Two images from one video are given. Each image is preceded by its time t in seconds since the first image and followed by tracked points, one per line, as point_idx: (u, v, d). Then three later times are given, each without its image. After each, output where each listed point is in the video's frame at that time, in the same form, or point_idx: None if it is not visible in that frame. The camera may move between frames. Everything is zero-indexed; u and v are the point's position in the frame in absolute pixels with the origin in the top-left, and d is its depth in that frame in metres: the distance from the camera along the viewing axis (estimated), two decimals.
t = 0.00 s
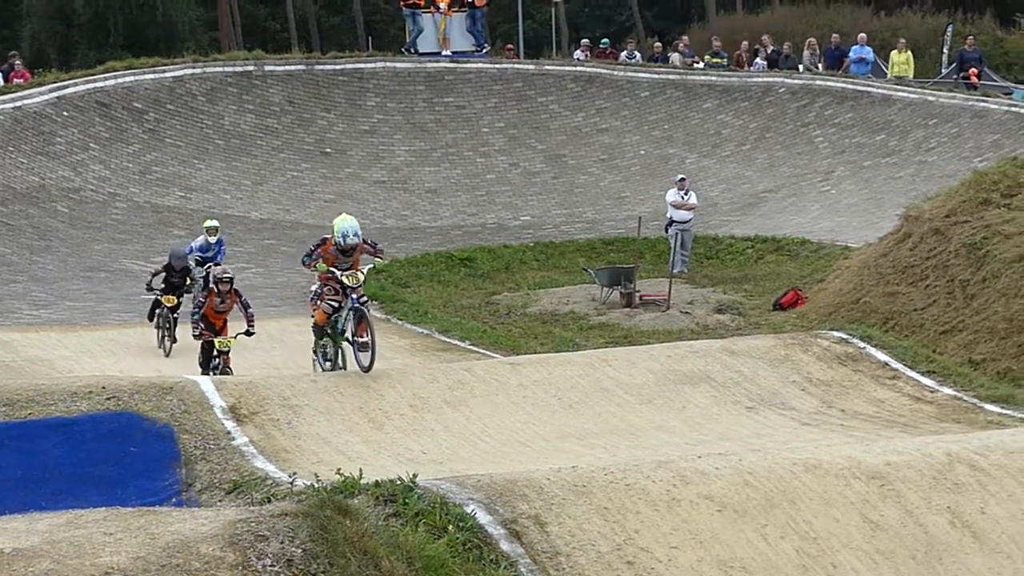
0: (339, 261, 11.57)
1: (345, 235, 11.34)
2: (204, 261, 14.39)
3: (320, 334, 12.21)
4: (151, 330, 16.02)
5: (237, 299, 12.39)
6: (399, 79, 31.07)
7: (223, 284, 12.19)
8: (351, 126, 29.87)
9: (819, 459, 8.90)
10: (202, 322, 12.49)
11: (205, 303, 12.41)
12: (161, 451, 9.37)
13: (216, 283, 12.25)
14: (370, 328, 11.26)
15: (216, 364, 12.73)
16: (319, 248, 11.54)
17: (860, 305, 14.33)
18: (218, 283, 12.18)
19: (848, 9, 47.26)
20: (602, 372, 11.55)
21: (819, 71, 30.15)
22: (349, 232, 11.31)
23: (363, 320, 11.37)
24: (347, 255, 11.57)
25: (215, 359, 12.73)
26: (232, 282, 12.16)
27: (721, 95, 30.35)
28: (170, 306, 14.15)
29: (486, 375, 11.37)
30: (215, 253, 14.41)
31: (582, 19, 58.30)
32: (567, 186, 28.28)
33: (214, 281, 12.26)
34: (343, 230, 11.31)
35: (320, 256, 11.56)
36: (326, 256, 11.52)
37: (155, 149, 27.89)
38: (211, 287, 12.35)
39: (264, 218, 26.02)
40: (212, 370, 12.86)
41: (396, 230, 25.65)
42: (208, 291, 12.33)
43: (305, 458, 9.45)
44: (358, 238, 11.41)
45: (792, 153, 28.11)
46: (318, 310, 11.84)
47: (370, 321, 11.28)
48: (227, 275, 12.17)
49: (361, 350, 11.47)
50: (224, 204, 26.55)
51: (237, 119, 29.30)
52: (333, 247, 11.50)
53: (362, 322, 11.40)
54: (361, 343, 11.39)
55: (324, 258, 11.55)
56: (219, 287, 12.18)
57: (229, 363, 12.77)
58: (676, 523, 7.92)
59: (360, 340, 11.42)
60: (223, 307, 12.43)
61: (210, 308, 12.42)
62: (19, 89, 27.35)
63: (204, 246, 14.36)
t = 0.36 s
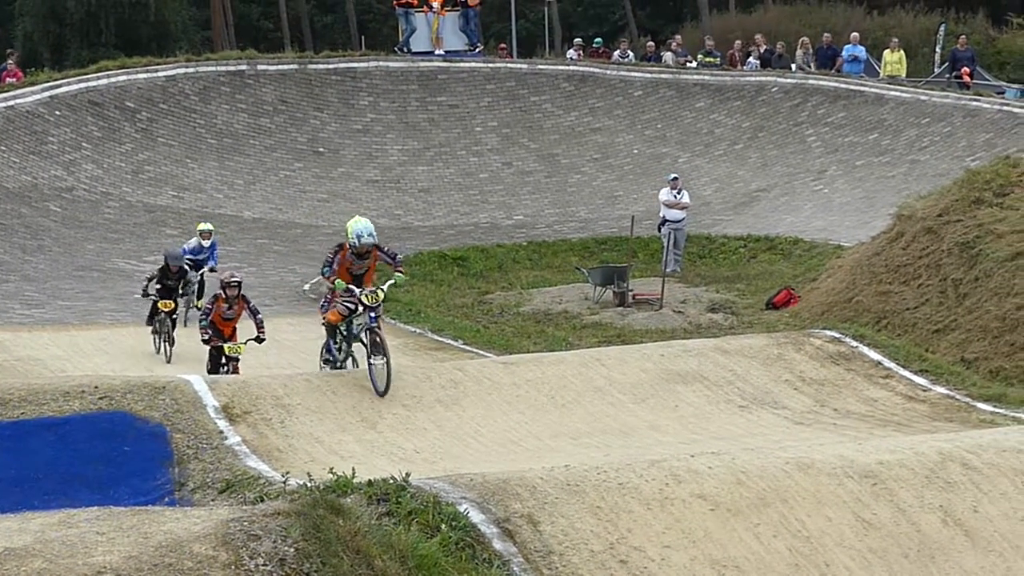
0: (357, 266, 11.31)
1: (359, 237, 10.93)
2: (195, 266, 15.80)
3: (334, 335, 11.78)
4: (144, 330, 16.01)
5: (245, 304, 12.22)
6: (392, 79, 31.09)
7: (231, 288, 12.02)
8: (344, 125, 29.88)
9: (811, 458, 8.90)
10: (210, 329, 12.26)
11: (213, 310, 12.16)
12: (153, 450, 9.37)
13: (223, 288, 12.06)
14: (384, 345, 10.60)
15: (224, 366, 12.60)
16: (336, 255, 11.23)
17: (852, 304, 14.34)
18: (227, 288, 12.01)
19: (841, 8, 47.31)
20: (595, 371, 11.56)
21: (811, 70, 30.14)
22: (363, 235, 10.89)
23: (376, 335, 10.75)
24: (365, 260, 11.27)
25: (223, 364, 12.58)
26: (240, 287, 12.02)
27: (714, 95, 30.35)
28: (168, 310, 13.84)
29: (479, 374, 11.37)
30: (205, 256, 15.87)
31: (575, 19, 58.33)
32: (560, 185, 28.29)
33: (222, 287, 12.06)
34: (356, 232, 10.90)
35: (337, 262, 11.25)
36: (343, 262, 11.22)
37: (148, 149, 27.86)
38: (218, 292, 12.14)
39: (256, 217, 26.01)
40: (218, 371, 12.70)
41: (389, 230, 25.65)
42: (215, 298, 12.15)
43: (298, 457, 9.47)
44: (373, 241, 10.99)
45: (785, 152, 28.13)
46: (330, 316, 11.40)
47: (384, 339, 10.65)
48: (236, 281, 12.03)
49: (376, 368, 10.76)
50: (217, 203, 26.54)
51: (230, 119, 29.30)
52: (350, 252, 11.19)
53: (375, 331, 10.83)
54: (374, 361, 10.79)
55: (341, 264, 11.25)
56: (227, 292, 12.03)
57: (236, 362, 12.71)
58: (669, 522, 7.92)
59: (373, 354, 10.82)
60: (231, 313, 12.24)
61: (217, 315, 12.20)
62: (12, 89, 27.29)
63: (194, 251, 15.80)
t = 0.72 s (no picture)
0: (371, 277, 10.77)
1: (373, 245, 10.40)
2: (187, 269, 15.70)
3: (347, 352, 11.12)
4: (132, 326, 16.00)
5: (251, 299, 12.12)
6: (382, 75, 31.12)
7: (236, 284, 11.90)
8: (334, 122, 29.88)
9: (801, 455, 8.90)
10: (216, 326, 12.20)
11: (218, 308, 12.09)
12: (142, 447, 9.37)
13: (230, 285, 11.96)
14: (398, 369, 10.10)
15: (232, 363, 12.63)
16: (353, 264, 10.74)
17: (842, 301, 14.35)
18: (232, 283, 11.89)
19: (831, 5, 47.34)
20: (585, 367, 11.57)
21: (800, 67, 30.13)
22: (377, 241, 10.35)
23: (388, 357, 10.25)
24: (380, 271, 10.73)
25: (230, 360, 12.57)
26: (246, 280, 11.87)
27: (704, 91, 30.33)
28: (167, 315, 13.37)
29: (469, 371, 11.37)
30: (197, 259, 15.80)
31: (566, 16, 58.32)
32: (550, 182, 28.27)
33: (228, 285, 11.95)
34: (371, 237, 10.37)
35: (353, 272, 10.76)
36: (358, 272, 10.72)
37: (137, 146, 27.84)
38: (225, 290, 12.05)
39: (247, 214, 25.99)
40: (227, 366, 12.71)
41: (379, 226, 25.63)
42: (222, 295, 12.06)
43: (287, 454, 9.50)
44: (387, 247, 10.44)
45: (774, 149, 28.14)
46: (341, 328, 10.79)
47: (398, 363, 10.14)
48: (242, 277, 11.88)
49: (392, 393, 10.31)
50: (207, 199, 26.51)
51: (219, 115, 29.30)
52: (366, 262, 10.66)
53: (387, 353, 10.29)
54: (387, 384, 10.33)
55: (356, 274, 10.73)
56: (233, 286, 11.91)
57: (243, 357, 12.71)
58: (658, 518, 7.90)
59: (386, 376, 10.35)
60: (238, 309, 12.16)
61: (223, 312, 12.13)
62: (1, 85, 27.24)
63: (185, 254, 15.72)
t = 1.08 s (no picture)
0: (391, 286, 10.21)
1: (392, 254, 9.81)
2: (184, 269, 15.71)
3: (364, 367, 10.54)
4: (125, 322, 15.99)
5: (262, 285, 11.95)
6: (375, 71, 31.15)
7: (246, 268, 11.70)
8: (327, 118, 29.88)
9: (794, 450, 8.92)
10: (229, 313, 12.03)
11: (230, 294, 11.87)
12: (135, 443, 9.37)
13: (240, 267, 11.73)
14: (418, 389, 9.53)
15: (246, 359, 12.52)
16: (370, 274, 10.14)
17: (836, 296, 14.35)
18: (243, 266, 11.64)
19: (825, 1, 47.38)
20: (579, 363, 11.59)
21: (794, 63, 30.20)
22: (397, 250, 9.75)
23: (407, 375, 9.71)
24: (401, 280, 10.16)
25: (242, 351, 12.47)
26: (258, 263, 11.64)
27: (697, 87, 30.36)
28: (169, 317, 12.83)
29: (462, 366, 11.38)
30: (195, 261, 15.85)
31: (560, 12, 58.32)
32: (543, 177, 28.25)
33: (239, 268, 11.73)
34: (391, 246, 9.77)
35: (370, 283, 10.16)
36: (376, 282, 10.13)
37: (131, 141, 27.81)
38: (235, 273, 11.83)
39: (240, 209, 25.96)
40: (242, 361, 12.60)
41: (373, 222, 25.61)
42: (232, 279, 11.85)
43: (281, 449, 9.51)
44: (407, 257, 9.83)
45: (768, 145, 28.15)
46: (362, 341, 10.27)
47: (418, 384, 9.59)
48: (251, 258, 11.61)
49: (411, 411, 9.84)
50: (200, 195, 26.48)
51: (213, 111, 29.30)
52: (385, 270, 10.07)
53: (405, 369, 9.80)
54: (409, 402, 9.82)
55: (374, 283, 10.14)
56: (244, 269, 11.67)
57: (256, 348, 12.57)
58: (652, 514, 7.89)
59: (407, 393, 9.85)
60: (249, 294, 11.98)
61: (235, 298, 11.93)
62: None
63: (183, 254, 15.76)
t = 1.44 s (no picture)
0: (416, 298, 9.70)
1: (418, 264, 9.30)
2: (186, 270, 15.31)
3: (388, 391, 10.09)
4: (122, 320, 16.00)
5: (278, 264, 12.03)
6: (372, 69, 31.16)
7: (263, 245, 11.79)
8: (323, 116, 29.87)
9: (790, 449, 8.92)
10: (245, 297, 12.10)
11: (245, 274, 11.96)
12: (132, 441, 9.37)
13: (254, 248, 11.88)
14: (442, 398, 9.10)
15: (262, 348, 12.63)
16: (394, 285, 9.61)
17: (832, 295, 14.36)
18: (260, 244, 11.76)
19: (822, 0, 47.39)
20: (575, 361, 11.60)
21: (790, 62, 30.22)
22: (424, 259, 9.24)
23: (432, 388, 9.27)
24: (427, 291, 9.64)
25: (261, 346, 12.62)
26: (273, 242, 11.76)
27: (694, 86, 30.36)
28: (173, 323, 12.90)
29: (459, 364, 11.38)
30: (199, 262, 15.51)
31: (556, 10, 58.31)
32: (540, 176, 28.24)
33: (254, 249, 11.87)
34: (418, 256, 9.25)
35: (394, 294, 9.64)
36: (400, 293, 9.60)
37: (127, 139, 27.79)
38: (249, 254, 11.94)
39: (236, 208, 25.95)
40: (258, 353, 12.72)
41: (370, 220, 25.59)
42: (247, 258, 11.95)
43: (277, 447, 9.51)
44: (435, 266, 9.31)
45: (765, 144, 28.15)
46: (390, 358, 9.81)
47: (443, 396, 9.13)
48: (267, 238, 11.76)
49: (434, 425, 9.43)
50: (196, 193, 26.47)
51: (209, 109, 29.29)
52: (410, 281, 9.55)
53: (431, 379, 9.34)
54: (432, 415, 9.41)
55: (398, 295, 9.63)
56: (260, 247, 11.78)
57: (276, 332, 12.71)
58: (648, 513, 7.89)
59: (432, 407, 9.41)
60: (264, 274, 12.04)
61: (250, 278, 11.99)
62: None
63: (185, 255, 15.34)
